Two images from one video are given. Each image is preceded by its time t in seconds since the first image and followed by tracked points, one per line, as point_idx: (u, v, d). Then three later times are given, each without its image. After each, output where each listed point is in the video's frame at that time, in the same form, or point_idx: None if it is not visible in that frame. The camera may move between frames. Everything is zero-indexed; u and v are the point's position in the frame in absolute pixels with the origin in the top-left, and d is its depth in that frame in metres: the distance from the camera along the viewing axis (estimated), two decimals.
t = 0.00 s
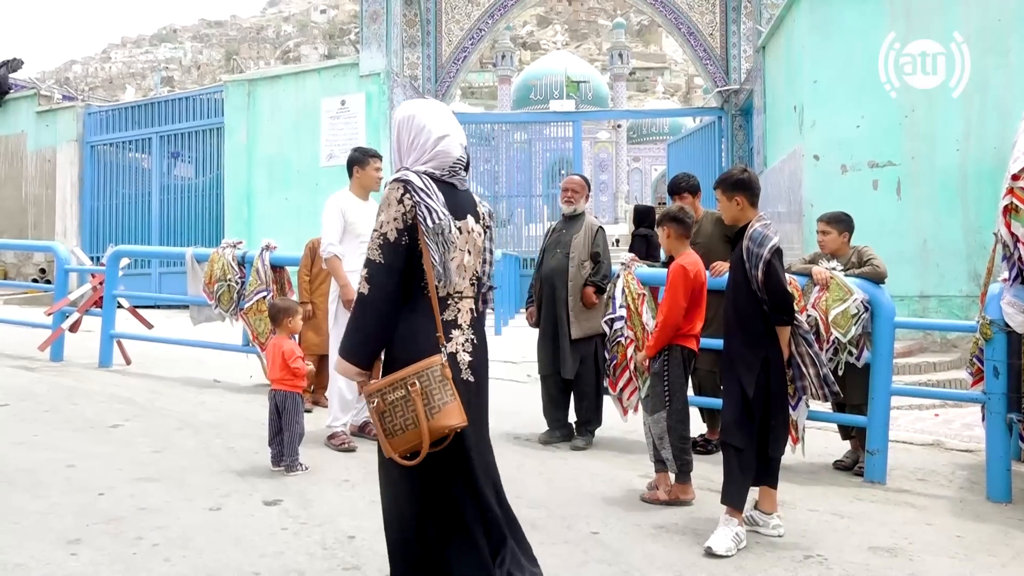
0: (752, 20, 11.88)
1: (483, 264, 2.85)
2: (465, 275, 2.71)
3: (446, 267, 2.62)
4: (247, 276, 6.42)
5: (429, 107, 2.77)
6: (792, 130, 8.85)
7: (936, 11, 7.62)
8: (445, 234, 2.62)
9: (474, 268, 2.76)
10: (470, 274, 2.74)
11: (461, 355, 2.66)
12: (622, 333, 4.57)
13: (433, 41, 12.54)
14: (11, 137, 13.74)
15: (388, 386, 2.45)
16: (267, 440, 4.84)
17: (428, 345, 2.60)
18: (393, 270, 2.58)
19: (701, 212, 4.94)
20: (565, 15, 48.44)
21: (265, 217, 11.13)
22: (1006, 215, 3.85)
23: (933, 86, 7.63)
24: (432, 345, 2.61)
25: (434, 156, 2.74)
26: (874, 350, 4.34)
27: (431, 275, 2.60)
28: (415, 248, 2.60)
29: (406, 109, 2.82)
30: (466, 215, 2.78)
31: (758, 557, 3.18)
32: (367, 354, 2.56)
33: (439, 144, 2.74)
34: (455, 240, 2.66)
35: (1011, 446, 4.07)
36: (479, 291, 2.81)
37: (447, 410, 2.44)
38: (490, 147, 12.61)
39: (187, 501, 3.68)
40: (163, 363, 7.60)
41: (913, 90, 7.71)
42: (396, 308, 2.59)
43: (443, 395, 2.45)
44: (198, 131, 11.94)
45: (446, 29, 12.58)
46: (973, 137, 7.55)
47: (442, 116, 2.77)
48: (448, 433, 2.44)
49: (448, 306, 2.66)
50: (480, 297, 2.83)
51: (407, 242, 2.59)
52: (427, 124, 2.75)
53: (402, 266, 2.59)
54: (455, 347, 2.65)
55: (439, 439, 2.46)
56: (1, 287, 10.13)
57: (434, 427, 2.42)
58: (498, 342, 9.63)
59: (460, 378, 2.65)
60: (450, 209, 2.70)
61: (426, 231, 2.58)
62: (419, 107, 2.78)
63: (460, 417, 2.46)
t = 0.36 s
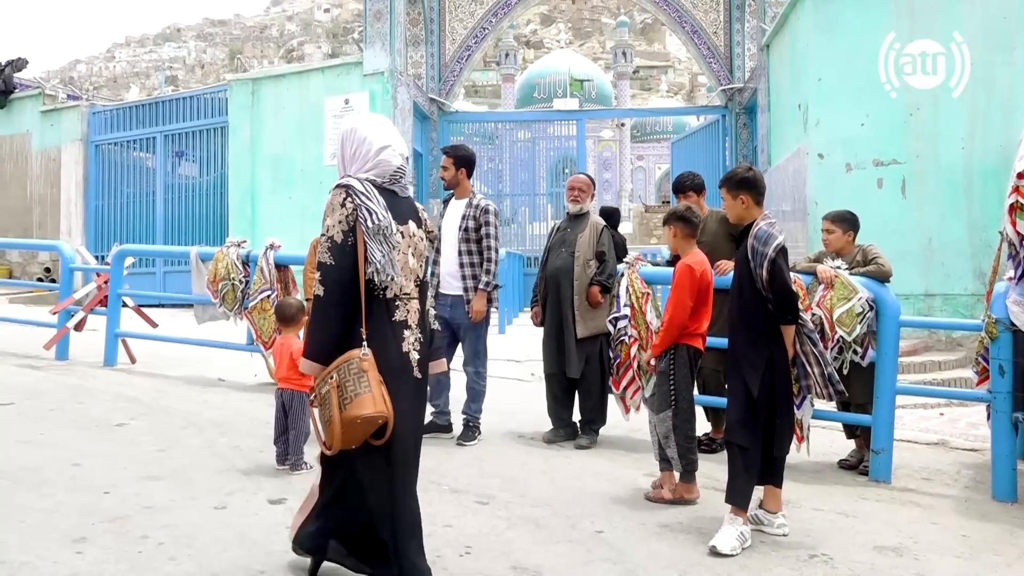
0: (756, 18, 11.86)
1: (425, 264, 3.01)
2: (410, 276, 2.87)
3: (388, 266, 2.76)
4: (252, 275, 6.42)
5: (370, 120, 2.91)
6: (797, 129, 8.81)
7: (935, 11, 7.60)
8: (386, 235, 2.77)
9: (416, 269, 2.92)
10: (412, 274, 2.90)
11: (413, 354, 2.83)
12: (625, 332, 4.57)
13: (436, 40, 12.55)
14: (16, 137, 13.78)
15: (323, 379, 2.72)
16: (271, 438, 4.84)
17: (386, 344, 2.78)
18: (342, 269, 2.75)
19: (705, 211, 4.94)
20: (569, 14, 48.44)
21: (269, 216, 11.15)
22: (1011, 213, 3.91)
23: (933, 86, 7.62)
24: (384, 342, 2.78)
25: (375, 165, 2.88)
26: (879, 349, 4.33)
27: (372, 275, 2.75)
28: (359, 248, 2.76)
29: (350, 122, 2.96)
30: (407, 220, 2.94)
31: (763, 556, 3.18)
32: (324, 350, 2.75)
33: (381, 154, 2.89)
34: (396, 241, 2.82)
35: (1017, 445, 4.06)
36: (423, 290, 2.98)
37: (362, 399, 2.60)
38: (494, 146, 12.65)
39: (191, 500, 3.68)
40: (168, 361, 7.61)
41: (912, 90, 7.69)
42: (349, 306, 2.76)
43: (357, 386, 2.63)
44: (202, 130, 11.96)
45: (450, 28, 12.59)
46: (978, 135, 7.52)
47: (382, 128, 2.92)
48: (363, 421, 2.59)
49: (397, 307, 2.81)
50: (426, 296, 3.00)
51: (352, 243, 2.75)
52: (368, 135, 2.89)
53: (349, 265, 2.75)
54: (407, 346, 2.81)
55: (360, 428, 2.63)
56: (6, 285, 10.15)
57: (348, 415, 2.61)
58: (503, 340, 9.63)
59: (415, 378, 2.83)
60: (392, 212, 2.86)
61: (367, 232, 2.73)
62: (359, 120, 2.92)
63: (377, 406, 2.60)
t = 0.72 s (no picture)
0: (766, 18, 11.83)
1: (371, 258, 3.12)
2: (353, 267, 2.98)
3: (330, 257, 2.88)
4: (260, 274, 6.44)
5: (322, 119, 3.03)
6: (806, 128, 8.76)
7: (934, 11, 7.63)
8: (332, 229, 2.88)
9: (361, 262, 3.02)
10: (357, 266, 3.00)
11: (354, 338, 2.91)
12: (634, 332, 4.55)
13: (445, 40, 12.55)
14: (28, 135, 13.85)
15: (264, 357, 2.78)
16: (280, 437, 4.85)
17: (327, 328, 2.87)
18: (284, 259, 2.84)
19: (715, 211, 4.92)
20: (577, 13, 48.45)
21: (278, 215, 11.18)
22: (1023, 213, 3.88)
23: (933, 86, 7.64)
24: (324, 327, 2.87)
25: (327, 162, 3.01)
26: (888, 350, 4.33)
27: (317, 265, 2.86)
28: (304, 240, 2.86)
29: (303, 120, 3.07)
30: (355, 215, 3.05)
31: (771, 557, 3.17)
32: (263, 331, 2.84)
33: (331, 151, 3.01)
34: (341, 234, 2.93)
35: None
36: (368, 283, 3.08)
37: (306, 382, 2.72)
38: (502, 146, 12.66)
39: (200, 497, 3.69)
40: (177, 359, 7.64)
41: (912, 90, 7.71)
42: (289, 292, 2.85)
43: (304, 369, 2.74)
44: (211, 129, 12.00)
45: (458, 28, 12.59)
46: (989, 134, 7.54)
47: (333, 126, 3.04)
48: (306, 404, 2.72)
49: (340, 295, 2.92)
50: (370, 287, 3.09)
51: (297, 235, 2.85)
52: (320, 133, 3.00)
53: (292, 256, 2.85)
54: (350, 331, 2.90)
55: (300, 409, 2.75)
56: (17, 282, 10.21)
57: (291, 397, 2.72)
58: (510, 339, 9.64)
59: (355, 359, 2.90)
60: (339, 208, 2.97)
61: (313, 226, 2.84)
62: (311, 119, 3.03)
63: (319, 391, 2.73)
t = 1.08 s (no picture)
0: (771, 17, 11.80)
1: (329, 259, 3.24)
2: (309, 266, 3.09)
3: (290, 257, 3.01)
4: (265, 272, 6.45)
5: (280, 125, 3.14)
6: (811, 127, 8.74)
7: (934, 11, 7.61)
8: (290, 230, 3.02)
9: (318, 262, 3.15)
10: (314, 266, 3.12)
11: (302, 334, 3.00)
12: (639, 331, 4.54)
13: (450, 38, 12.54)
14: (34, 132, 13.88)
15: (213, 353, 2.92)
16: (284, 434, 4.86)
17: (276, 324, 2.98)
18: (243, 258, 2.98)
19: (720, 210, 4.91)
20: (582, 12, 48.44)
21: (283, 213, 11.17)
22: None
23: (933, 86, 7.64)
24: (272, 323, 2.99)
25: (284, 166, 3.10)
26: (893, 349, 4.32)
27: (275, 264, 2.99)
28: (262, 242, 2.99)
29: (265, 127, 3.19)
30: (312, 216, 3.16)
31: (776, 556, 3.17)
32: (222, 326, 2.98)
33: (290, 156, 3.11)
34: (299, 236, 3.05)
35: None
36: (326, 282, 3.20)
37: (249, 376, 2.85)
38: (507, 144, 12.67)
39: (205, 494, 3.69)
40: (182, 357, 7.65)
41: (913, 90, 7.71)
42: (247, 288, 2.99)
43: (247, 364, 2.86)
44: (217, 127, 12.01)
45: (463, 26, 12.58)
46: (996, 134, 7.52)
47: (291, 132, 3.15)
48: (248, 397, 2.84)
49: (293, 292, 3.04)
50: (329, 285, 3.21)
51: (256, 237, 2.97)
52: (278, 138, 3.11)
53: (251, 255, 2.98)
54: (297, 326, 3.00)
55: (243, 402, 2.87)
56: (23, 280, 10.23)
57: (234, 392, 2.84)
58: (514, 338, 9.64)
59: (302, 356, 2.98)
60: (297, 210, 3.09)
61: (271, 227, 2.97)
62: (271, 125, 3.15)
63: (262, 383, 2.85)
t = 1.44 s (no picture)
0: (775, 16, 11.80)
1: (275, 249, 3.34)
2: (254, 256, 3.20)
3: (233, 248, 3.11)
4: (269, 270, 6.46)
5: (234, 120, 3.23)
6: (816, 127, 8.72)
7: (933, 11, 7.62)
8: (236, 223, 3.11)
9: (264, 252, 3.24)
10: (259, 257, 3.22)
11: (244, 318, 3.12)
12: (642, 331, 4.54)
13: (454, 37, 12.53)
14: (38, 130, 13.90)
15: (176, 336, 2.99)
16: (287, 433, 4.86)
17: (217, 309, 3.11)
18: (190, 247, 3.08)
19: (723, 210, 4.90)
20: (586, 11, 48.42)
21: (286, 212, 11.17)
22: None
23: (933, 86, 7.64)
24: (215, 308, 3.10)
25: (236, 159, 3.20)
26: (897, 349, 4.31)
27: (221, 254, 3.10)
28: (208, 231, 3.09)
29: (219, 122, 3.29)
30: (260, 208, 3.25)
31: (778, 556, 3.16)
32: (171, 311, 3.06)
33: (241, 150, 3.20)
34: (245, 228, 3.15)
35: None
36: (271, 271, 3.31)
37: (217, 356, 2.96)
38: (511, 143, 12.65)
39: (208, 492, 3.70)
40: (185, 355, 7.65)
41: (914, 91, 7.71)
42: (194, 276, 3.10)
43: (214, 345, 2.97)
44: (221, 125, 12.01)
45: (467, 25, 12.57)
46: (1001, 135, 7.50)
47: (245, 128, 3.24)
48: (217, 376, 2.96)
49: (236, 279, 3.16)
50: (273, 272, 3.32)
51: (205, 227, 3.08)
52: (231, 133, 3.20)
53: (197, 244, 3.09)
54: (239, 311, 3.12)
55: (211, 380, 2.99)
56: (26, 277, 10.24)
57: (205, 371, 2.95)
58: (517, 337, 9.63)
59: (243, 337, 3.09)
60: (245, 203, 3.17)
61: (218, 219, 3.06)
62: (224, 120, 3.24)
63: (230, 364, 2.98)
